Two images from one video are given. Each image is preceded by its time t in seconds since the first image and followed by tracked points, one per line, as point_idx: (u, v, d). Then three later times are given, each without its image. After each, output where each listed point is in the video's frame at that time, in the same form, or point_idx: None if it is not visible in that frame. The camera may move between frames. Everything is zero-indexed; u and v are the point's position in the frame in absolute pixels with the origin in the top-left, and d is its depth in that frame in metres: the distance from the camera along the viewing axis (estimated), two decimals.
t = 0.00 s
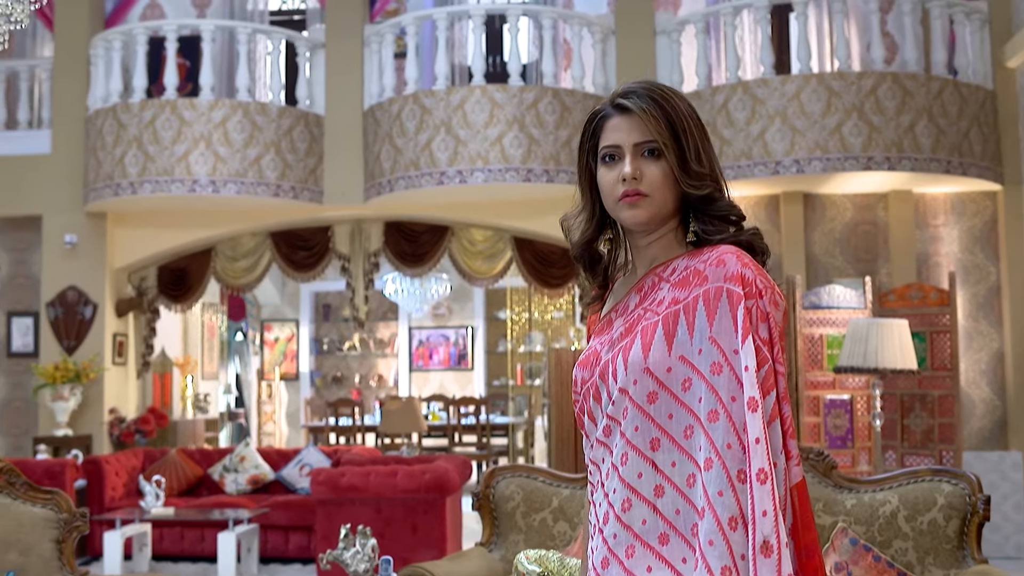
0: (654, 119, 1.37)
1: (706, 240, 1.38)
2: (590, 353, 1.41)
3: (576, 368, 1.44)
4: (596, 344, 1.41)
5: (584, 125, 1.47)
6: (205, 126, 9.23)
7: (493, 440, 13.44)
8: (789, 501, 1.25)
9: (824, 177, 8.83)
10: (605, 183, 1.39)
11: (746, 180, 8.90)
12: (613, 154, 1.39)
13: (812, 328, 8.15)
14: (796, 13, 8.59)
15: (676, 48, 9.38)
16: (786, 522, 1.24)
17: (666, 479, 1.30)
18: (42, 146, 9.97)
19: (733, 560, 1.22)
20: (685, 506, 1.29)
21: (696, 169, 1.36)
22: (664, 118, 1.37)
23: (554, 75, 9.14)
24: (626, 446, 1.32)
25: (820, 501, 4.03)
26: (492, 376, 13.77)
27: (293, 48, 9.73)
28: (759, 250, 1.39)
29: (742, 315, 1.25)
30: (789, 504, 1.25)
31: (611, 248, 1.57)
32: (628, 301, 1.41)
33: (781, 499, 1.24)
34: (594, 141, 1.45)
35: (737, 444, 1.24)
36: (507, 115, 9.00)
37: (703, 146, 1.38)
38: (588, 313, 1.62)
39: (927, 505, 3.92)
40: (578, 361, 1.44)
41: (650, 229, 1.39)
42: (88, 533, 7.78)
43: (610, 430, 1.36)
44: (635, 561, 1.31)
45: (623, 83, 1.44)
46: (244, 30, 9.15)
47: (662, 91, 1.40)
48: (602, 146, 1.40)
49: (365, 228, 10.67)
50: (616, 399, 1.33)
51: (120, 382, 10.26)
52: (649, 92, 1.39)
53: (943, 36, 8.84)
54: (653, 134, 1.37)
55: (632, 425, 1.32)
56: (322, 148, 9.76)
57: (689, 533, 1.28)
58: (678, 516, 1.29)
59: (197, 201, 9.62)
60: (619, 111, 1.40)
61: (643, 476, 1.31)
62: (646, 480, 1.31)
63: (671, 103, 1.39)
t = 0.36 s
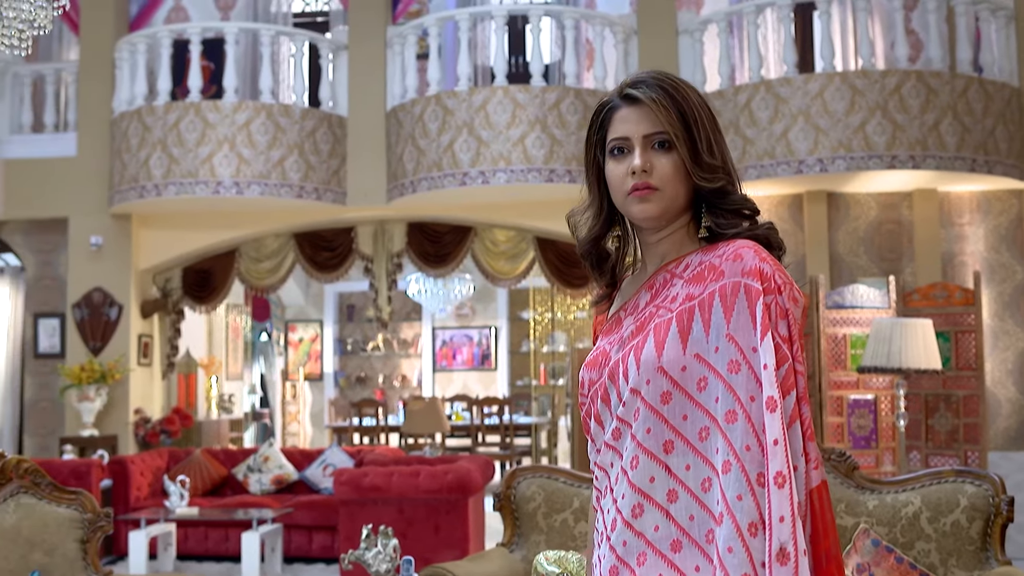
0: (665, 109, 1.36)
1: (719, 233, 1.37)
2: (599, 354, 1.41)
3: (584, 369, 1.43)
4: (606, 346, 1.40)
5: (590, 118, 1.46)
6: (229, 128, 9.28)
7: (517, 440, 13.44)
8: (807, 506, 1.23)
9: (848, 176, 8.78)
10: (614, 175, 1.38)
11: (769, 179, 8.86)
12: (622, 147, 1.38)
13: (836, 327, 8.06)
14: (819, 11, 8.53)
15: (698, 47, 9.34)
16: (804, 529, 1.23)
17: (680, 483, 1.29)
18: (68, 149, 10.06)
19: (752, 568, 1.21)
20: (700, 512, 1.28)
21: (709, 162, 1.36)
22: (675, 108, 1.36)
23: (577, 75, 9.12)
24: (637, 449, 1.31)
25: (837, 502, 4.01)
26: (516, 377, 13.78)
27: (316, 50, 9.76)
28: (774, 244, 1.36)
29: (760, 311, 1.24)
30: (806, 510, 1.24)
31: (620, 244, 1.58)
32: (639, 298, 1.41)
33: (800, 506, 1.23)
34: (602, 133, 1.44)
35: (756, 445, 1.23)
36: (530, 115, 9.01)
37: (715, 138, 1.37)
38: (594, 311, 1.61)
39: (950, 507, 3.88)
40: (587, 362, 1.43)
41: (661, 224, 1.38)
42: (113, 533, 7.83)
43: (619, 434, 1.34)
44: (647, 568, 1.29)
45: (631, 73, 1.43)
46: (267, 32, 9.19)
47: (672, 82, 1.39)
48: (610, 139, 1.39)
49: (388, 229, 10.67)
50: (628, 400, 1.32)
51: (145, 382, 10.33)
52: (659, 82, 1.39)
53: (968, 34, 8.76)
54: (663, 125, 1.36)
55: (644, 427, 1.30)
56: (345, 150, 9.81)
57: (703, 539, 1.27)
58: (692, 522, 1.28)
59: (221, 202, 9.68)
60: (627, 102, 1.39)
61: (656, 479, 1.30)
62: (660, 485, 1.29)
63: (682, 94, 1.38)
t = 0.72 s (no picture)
0: (672, 108, 1.36)
1: (729, 236, 1.36)
2: (605, 361, 1.40)
3: (592, 376, 1.42)
4: (614, 352, 1.39)
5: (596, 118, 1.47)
6: (246, 131, 9.32)
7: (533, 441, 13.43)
8: (824, 520, 1.21)
9: (864, 177, 8.75)
10: (621, 177, 1.37)
11: (786, 181, 8.83)
12: (629, 147, 1.38)
13: (852, 330, 8.03)
14: (836, 12, 8.49)
15: (714, 49, 9.32)
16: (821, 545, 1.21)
17: (692, 495, 1.27)
18: (86, 152, 10.12)
19: None
20: (714, 525, 1.26)
21: (718, 162, 1.35)
22: (684, 108, 1.36)
23: (592, 77, 9.12)
24: (647, 459, 1.30)
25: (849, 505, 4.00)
26: (533, 378, 13.79)
27: (332, 53, 9.79)
28: (786, 247, 1.35)
29: (777, 316, 1.22)
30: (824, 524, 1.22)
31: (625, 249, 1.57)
32: (647, 304, 1.40)
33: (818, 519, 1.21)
34: (608, 134, 1.45)
35: (772, 456, 1.21)
36: (545, 117, 9.01)
37: (724, 139, 1.37)
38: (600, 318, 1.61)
39: (965, 511, 3.86)
40: (594, 369, 1.42)
41: (669, 228, 1.38)
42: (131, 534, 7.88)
43: (628, 444, 1.33)
44: None
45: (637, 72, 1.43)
46: (283, 35, 9.23)
47: (680, 81, 1.39)
48: (617, 140, 1.39)
49: (404, 231, 10.65)
50: (638, 408, 1.30)
51: (163, 384, 10.38)
52: (667, 81, 1.39)
53: (986, 34, 8.71)
54: (671, 125, 1.36)
55: (654, 436, 1.29)
56: (362, 152, 9.84)
57: (716, 553, 1.25)
58: (705, 536, 1.26)
59: (238, 205, 9.72)
60: (634, 101, 1.39)
61: (667, 491, 1.28)
62: (671, 497, 1.28)
63: (691, 93, 1.38)
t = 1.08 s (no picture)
0: (677, 111, 1.37)
1: (736, 241, 1.37)
2: (612, 368, 1.40)
3: (599, 384, 1.42)
4: (623, 360, 1.39)
5: (599, 122, 1.48)
6: (261, 135, 9.36)
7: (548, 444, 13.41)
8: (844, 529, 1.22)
9: (879, 180, 8.73)
10: (625, 181, 1.38)
11: (801, 183, 8.80)
12: (633, 152, 1.39)
13: (866, 333, 7.96)
14: (851, 14, 8.46)
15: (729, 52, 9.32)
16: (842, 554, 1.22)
17: (708, 506, 1.27)
18: (103, 157, 10.18)
19: None
20: (733, 536, 1.26)
21: (724, 166, 1.36)
22: (689, 111, 1.37)
23: (607, 81, 9.12)
24: (663, 469, 1.29)
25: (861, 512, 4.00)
26: (548, 381, 13.79)
27: (347, 56, 9.81)
28: (794, 251, 1.35)
29: (794, 324, 1.22)
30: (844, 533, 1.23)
31: (628, 255, 1.57)
32: (655, 309, 1.40)
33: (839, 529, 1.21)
34: (612, 138, 1.46)
35: (794, 467, 1.22)
36: (559, 121, 9.02)
37: (729, 143, 1.37)
38: (603, 325, 1.60)
39: (977, 515, 3.83)
40: (601, 378, 1.41)
41: (675, 233, 1.39)
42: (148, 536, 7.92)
43: (638, 454, 1.33)
44: None
45: (641, 75, 1.44)
46: (299, 39, 9.28)
47: (685, 84, 1.40)
48: (621, 143, 1.41)
49: (420, 234, 10.73)
50: (651, 417, 1.30)
51: (179, 387, 10.42)
52: (671, 83, 1.40)
53: (1003, 35, 8.67)
54: (676, 128, 1.36)
55: (671, 447, 1.29)
56: (377, 156, 9.87)
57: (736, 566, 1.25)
58: (725, 549, 1.26)
59: (253, 208, 9.77)
60: (637, 105, 1.40)
61: (683, 503, 1.28)
62: (687, 509, 1.28)
63: (695, 96, 1.38)
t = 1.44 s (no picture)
0: (672, 120, 1.38)
1: (734, 250, 1.37)
2: (612, 378, 1.38)
3: (598, 394, 1.40)
4: (624, 370, 1.37)
5: (593, 130, 1.49)
6: (278, 142, 9.40)
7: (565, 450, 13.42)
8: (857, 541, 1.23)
9: (896, 185, 8.70)
10: (620, 190, 1.39)
11: (817, 189, 8.77)
12: (628, 161, 1.40)
13: (883, 337, 7.93)
14: (867, 19, 8.44)
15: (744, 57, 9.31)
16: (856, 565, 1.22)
17: (720, 519, 1.26)
18: (122, 164, 10.26)
19: None
20: (745, 549, 1.25)
21: (719, 174, 1.37)
22: (684, 119, 1.38)
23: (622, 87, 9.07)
24: (672, 481, 1.28)
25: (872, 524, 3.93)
26: (565, 386, 13.80)
27: (364, 64, 9.85)
28: (789, 260, 1.36)
29: (808, 337, 1.22)
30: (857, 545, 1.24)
31: (623, 265, 1.55)
32: (654, 319, 1.39)
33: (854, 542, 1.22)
34: (606, 147, 1.47)
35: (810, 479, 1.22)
36: (575, 127, 9.03)
37: (724, 151, 1.38)
38: (594, 337, 1.56)
39: (992, 522, 3.78)
40: (601, 387, 1.39)
41: (671, 243, 1.40)
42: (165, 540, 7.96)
43: (642, 464, 1.31)
44: None
45: (635, 83, 1.46)
46: (315, 47, 9.33)
47: (679, 92, 1.41)
48: (615, 153, 1.42)
49: (436, 240, 10.77)
50: (659, 427, 1.28)
51: (197, 393, 10.47)
52: (665, 92, 1.42)
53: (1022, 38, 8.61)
54: (671, 137, 1.37)
55: (681, 458, 1.27)
56: (393, 162, 9.90)
57: None
58: (737, 560, 1.26)
59: (270, 215, 9.81)
60: (632, 113, 1.42)
61: (693, 515, 1.26)
62: (698, 520, 1.26)
63: (689, 104, 1.40)
